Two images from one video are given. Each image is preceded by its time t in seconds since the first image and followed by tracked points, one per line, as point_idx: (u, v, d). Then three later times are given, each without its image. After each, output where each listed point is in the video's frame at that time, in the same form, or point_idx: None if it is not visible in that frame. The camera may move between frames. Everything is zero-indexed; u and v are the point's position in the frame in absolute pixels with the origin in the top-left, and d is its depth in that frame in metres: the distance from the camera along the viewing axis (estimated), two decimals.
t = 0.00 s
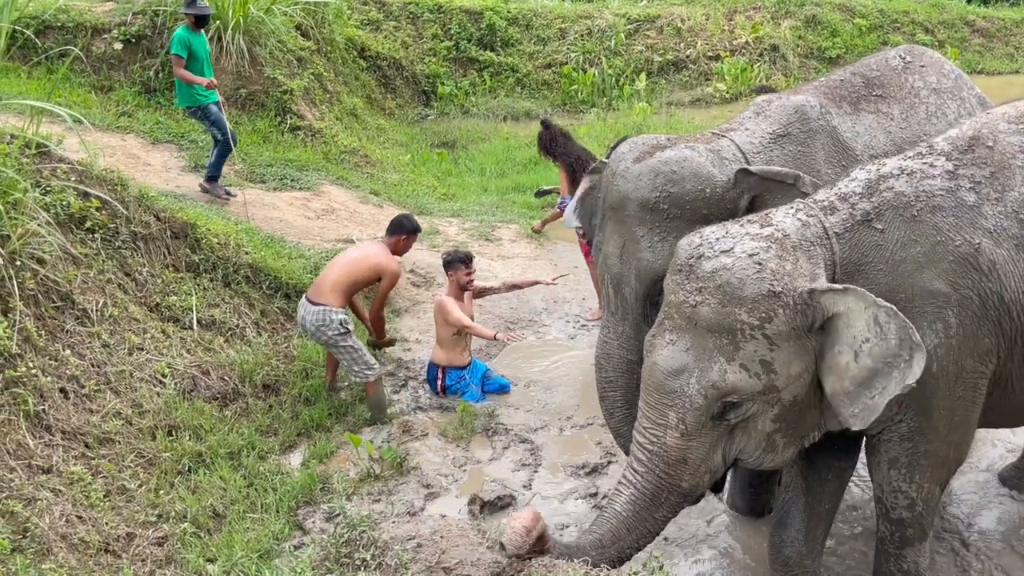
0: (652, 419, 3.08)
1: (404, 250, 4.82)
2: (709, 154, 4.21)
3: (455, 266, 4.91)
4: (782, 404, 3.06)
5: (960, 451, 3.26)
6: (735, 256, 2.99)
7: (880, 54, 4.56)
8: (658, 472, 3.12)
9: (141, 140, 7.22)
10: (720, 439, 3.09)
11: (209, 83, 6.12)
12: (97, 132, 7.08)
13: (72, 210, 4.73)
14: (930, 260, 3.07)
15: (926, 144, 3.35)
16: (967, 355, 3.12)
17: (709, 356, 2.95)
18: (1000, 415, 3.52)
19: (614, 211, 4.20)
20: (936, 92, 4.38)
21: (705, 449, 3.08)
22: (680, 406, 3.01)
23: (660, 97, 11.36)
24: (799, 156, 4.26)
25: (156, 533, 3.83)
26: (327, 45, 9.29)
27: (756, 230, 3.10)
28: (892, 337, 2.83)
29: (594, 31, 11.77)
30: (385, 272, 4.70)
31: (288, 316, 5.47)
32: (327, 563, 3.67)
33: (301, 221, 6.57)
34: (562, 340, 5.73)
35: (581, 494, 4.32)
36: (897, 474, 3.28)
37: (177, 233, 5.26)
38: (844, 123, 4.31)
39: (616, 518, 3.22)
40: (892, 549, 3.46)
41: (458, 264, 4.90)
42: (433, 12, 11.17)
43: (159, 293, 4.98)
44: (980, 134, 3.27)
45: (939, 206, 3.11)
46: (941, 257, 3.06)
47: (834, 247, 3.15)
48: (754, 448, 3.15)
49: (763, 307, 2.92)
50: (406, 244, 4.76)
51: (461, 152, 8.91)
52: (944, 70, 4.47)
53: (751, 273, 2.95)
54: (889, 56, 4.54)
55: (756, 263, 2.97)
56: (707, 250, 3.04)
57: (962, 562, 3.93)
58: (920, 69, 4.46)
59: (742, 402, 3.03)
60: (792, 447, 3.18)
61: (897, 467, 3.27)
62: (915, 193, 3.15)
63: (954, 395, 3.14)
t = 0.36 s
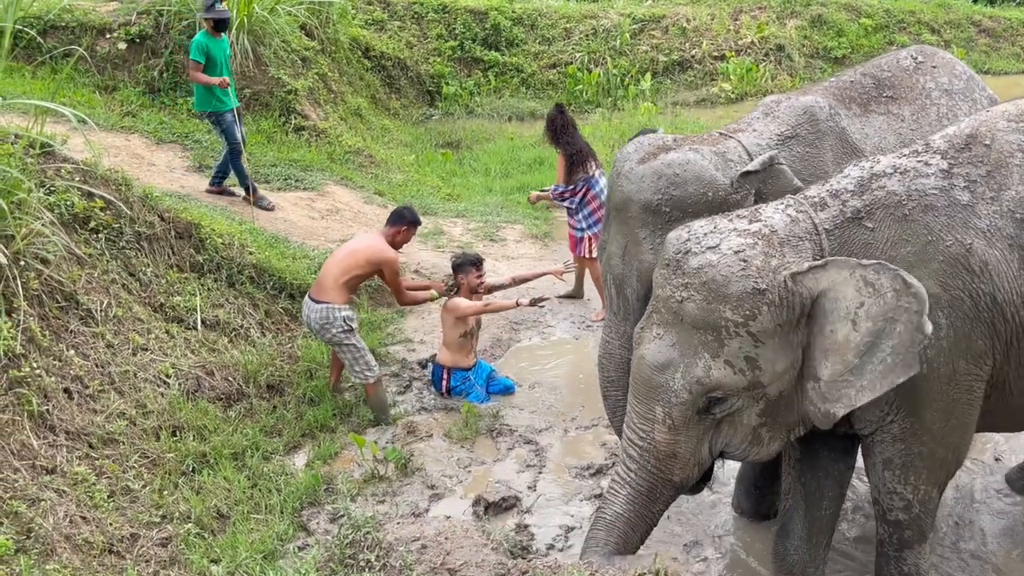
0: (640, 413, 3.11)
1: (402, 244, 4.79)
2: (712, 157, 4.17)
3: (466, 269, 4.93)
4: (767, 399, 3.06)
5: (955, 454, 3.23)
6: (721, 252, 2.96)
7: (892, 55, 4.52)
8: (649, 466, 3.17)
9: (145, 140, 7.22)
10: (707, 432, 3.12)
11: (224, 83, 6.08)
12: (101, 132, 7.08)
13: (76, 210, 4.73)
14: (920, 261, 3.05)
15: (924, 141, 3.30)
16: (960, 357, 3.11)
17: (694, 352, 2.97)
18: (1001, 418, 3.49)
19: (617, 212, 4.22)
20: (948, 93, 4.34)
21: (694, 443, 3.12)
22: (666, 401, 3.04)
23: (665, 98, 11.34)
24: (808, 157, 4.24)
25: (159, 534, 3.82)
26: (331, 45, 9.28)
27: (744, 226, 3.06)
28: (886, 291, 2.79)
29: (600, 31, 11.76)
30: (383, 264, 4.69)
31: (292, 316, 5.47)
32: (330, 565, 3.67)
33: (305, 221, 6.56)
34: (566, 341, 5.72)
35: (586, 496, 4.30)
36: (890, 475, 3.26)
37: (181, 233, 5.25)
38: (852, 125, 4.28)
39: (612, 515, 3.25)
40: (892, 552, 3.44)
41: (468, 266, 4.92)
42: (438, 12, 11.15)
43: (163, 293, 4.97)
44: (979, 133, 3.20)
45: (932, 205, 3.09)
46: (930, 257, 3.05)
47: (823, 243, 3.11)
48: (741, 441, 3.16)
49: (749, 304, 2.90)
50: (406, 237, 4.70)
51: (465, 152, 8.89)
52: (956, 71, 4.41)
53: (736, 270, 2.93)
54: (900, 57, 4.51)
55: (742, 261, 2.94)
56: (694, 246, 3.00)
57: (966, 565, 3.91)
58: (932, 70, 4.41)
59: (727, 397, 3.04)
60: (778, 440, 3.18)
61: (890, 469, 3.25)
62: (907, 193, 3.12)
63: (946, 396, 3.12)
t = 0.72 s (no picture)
0: (638, 415, 3.06)
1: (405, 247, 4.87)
2: (710, 161, 4.15)
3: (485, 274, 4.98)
4: (765, 398, 3.04)
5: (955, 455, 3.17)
6: (721, 250, 2.94)
7: (903, 58, 4.52)
8: (649, 468, 3.10)
9: (150, 142, 7.23)
10: (704, 431, 3.06)
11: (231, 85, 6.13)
12: (105, 134, 7.09)
13: (80, 212, 4.74)
14: (918, 261, 3.03)
15: (922, 139, 3.30)
16: (955, 358, 3.07)
17: (693, 351, 2.92)
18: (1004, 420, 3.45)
19: (617, 212, 4.27)
20: (958, 96, 4.33)
21: (692, 443, 3.06)
22: (664, 400, 2.98)
23: (670, 99, 11.33)
24: (812, 160, 4.23)
25: (163, 536, 3.82)
26: (335, 47, 9.29)
27: (743, 223, 3.04)
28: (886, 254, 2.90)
29: (604, 33, 11.77)
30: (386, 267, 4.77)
31: (296, 318, 5.47)
32: (333, 567, 3.66)
33: (310, 224, 6.56)
34: (571, 343, 5.71)
35: (590, 499, 4.28)
36: (890, 475, 3.21)
37: (185, 235, 5.26)
38: (858, 127, 4.28)
39: (613, 520, 3.17)
40: (893, 555, 3.38)
41: (488, 271, 4.97)
42: (442, 14, 11.17)
43: (168, 295, 4.96)
44: (977, 130, 3.20)
45: (928, 205, 3.08)
46: (926, 257, 3.03)
47: (820, 243, 3.10)
48: (736, 441, 3.11)
49: (751, 302, 2.88)
50: (409, 241, 4.83)
51: (470, 154, 8.89)
52: (968, 75, 4.42)
53: (736, 268, 2.91)
54: (911, 61, 4.51)
55: (743, 259, 2.92)
56: (693, 244, 2.98)
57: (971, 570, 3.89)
58: (942, 74, 4.41)
59: (725, 396, 3.00)
60: (773, 439, 3.16)
61: (888, 470, 3.20)
62: (904, 191, 3.12)
63: (942, 397, 3.07)
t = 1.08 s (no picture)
0: (647, 425, 2.97)
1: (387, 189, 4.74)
2: (715, 160, 4.16)
3: (471, 272, 4.92)
4: (776, 404, 2.97)
5: (963, 457, 3.12)
6: (732, 254, 2.91)
7: (911, 63, 4.47)
8: (659, 480, 3.01)
9: (157, 147, 7.23)
10: (715, 439, 2.99)
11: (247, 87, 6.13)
12: (112, 138, 7.09)
13: (87, 216, 4.75)
14: (917, 267, 3.01)
15: (924, 143, 3.29)
16: (953, 364, 3.04)
17: (706, 358, 2.86)
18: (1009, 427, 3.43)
19: (620, 211, 4.21)
20: (966, 100, 4.25)
21: (703, 452, 2.98)
22: (676, 409, 2.90)
23: (677, 102, 11.31)
24: (818, 162, 4.20)
25: (170, 541, 3.81)
26: (342, 50, 9.29)
27: (750, 227, 3.03)
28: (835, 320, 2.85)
29: (611, 36, 11.77)
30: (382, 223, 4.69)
31: (302, 322, 5.46)
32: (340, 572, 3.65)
33: (317, 228, 6.55)
34: (578, 347, 5.69)
35: (598, 504, 4.27)
36: (902, 476, 3.18)
37: (192, 239, 5.25)
38: (865, 130, 4.23)
39: (624, 535, 3.06)
40: (901, 558, 3.33)
41: (473, 271, 4.91)
42: (449, 18, 11.17)
43: (174, 300, 4.96)
44: (978, 133, 3.20)
45: (929, 211, 3.06)
46: (927, 263, 3.01)
47: (828, 245, 3.08)
48: (747, 449, 3.04)
49: (764, 306, 2.85)
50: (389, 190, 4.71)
51: (477, 158, 8.88)
52: (976, 79, 4.35)
53: (749, 272, 2.88)
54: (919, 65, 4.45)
55: (754, 262, 2.90)
56: (702, 249, 2.96)
57: None
58: (951, 78, 4.35)
59: (737, 403, 2.94)
60: (783, 446, 3.09)
61: (898, 471, 3.18)
62: (906, 197, 3.10)
63: (943, 401, 3.04)
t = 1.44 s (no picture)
0: (665, 434, 2.90)
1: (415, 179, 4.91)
2: (734, 165, 4.13)
3: (491, 282, 4.97)
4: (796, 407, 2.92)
5: (971, 468, 3.07)
6: (750, 253, 2.86)
7: (920, 64, 4.49)
8: (682, 491, 2.93)
9: (170, 154, 7.25)
10: (734, 446, 2.93)
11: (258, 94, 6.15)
12: (125, 145, 7.11)
13: (100, 224, 4.76)
14: (928, 276, 2.98)
15: (936, 151, 3.26)
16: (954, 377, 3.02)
17: (726, 360, 2.81)
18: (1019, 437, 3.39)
19: (637, 216, 4.15)
20: (977, 101, 4.30)
21: (723, 460, 2.92)
22: (696, 414, 2.84)
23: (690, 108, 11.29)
24: (834, 167, 4.16)
25: (182, 548, 3.81)
26: (355, 57, 9.31)
27: (764, 226, 2.98)
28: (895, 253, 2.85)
29: (624, 42, 11.76)
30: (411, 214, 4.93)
31: (315, 329, 5.46)
32: None
33: (329, 234, 6.55)
34: (590, 353, 5.67)
35: (611, 511, 4.24)
36: (910, 482, 3.12)
37: (204, 246, 5.26)
38: (881, 133, 4.23)
39: (650, 552, 2.96)
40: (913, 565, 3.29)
41: (493, 279, 4.95)
42: (461, 24, 11.19)
43: (187, 306, 4.96)
44: (992, 142, 3.16)
45: (941, 220, 3.03)
46: (935, 273, 2.99)
47: (841, 245, 3.02)
48: (765, 454, 2.99)
49: (786, 304, 2.80)
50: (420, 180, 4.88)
51: (489, 164, 8.87)
52: (983, 80, 4.40)
53: (769, 270, 2.83)
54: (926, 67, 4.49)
55: (774, 260, 2.85)
56: (717, 249, 2.90)
57: None
58: (959, 79, 4.39)
59: (757, 407, 2.88)
60: (801, 451, 3.04)
61: (905, 477, 3.12)
62: (919, 204, 3.06)
63: (943, 409, 3.01)
